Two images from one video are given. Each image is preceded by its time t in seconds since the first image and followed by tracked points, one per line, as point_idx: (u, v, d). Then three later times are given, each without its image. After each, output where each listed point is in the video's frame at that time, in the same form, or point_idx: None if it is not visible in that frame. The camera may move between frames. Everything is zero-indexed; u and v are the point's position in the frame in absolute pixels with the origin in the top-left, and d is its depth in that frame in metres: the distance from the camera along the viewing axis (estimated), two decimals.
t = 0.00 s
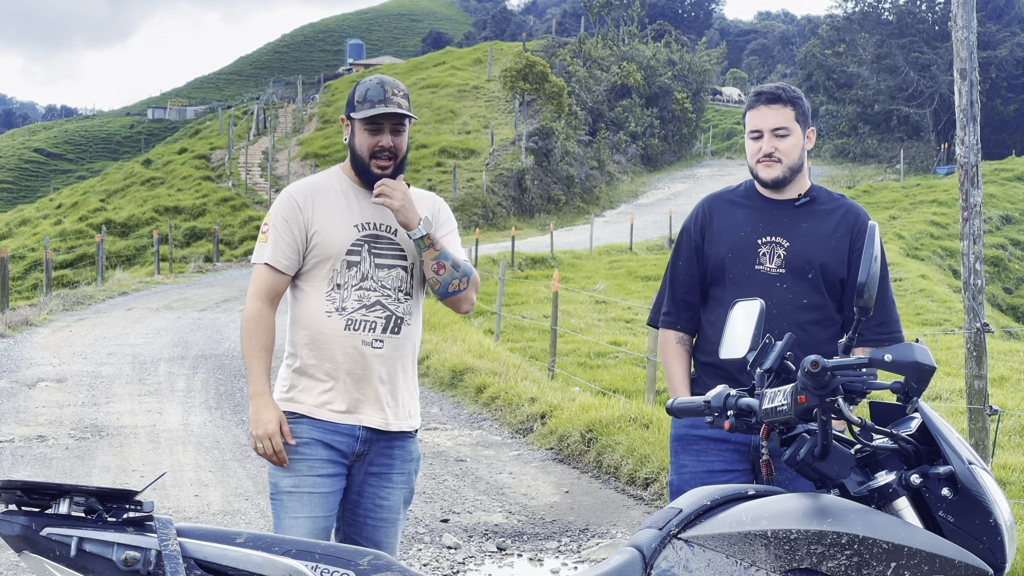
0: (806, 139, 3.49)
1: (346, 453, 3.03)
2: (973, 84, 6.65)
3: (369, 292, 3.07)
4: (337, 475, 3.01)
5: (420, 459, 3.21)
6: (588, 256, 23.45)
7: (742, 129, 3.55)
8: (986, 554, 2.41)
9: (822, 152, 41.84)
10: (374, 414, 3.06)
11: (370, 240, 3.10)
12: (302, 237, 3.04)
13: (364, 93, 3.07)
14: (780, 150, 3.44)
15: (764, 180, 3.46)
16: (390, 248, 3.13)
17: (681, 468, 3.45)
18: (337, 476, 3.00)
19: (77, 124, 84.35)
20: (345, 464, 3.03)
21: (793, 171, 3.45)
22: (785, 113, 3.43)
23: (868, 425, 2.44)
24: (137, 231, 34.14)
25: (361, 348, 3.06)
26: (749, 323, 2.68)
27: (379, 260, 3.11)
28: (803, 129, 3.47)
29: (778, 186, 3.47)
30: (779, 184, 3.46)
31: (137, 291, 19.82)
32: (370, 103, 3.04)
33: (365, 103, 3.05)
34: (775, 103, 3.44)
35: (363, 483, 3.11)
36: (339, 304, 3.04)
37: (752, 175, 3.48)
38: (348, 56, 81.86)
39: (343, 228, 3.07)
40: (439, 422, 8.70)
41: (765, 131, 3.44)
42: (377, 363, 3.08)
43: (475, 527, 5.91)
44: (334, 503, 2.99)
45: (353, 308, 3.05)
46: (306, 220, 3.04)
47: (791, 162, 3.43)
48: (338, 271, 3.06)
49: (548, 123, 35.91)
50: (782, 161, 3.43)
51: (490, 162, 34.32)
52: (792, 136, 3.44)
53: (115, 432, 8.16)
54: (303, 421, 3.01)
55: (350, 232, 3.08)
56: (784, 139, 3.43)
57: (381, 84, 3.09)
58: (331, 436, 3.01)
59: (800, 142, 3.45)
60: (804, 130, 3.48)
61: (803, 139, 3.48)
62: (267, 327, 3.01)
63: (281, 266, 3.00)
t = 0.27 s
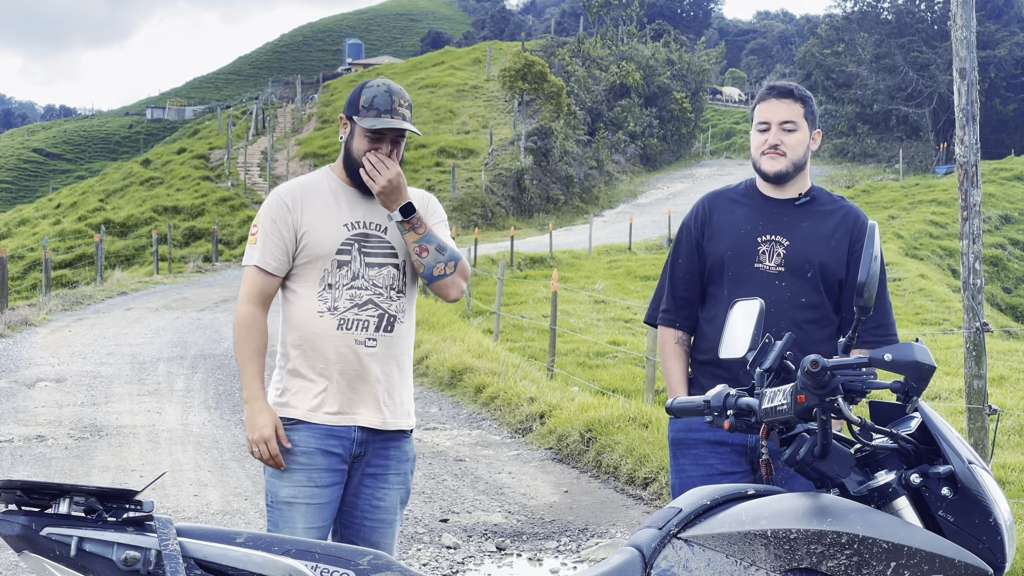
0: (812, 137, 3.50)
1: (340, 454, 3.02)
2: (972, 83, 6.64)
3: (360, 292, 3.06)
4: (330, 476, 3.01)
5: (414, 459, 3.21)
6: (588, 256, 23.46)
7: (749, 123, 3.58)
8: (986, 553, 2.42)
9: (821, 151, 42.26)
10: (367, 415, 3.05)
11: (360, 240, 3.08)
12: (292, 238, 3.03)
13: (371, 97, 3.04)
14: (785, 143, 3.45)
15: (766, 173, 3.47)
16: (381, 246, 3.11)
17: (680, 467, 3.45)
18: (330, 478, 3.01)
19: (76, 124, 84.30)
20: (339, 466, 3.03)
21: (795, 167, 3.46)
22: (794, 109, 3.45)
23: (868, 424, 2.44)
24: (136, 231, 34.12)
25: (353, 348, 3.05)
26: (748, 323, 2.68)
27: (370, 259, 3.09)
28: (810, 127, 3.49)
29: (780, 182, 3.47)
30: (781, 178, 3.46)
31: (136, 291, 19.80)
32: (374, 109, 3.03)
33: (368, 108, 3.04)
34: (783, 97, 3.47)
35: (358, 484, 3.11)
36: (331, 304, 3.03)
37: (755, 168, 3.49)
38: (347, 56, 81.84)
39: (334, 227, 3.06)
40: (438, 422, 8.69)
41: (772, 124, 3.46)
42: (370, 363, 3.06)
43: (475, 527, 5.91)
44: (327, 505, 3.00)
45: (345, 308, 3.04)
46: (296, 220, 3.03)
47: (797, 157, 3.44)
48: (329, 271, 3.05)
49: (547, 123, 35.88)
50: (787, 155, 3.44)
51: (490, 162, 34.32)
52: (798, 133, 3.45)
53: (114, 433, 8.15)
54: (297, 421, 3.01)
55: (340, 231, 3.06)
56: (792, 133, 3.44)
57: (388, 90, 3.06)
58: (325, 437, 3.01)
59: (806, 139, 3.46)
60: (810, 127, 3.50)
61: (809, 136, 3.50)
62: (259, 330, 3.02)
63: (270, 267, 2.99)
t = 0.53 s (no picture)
0: (798, 133, 3.51)
1: (324, 456, 3.00)
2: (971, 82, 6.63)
3: (343, 291, 3.02)
4: (315, 479, 2.99)
5: (401, 461, 3.18)
6: (587, 255, 23.46)
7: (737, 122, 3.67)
8: (986, 554, 2.42)
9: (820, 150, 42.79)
10: (350, 417, 3.02)
11: (342, 238, 3.04)
12: (274, 237, 2.99)
13: (351, 94, 3.04)
14: (762, 138, 3.51)
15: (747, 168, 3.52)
16: (364, 246, 3.08)
17: (677, 465, 3.45)
18: (314, 481, 2.98)
19: (75, 123, 84.25)
20: (325, 468, 3.01)
21: (777, 162, 3.48)
22: (775, 105, 3.51)
23: (867, 424, 2.44)
24: (136, 230, 34.11)
25: (336, 349, 3.01)
26: (747, 323, 2.68)
27: (352, 258, 3.06)
28: (794, 123, 3.51)
29: (764, 178, 3.51)
30: (762, 174, 3.50)
31: (135, 290, 19.78)
32: (353, 106, 3.03)
33: (349, 104, 3.03)
34: (769, 95, 3.55)
35: (343, 486, 3.07)
36: (313, 304, 3.00)
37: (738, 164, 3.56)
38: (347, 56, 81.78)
39: (316, 226, 3.02)
40: (438, 422, 8.69)
41: (753, 120, 3.55)
42: (353, 363, 3.03)
43: (474, 526, 5.92)
44: (309, 509, 2.97)
45: (327, 307, 3.00)
46: (279, 219, 2.99)
47: (774, 153, 3.47)
48: (311, 271, 3.01)
49: (547, 123, 35.83)
50: (763, 150, 3.48)
51: (489, 162, 34.32)
52: (777, 127, 3.50)
53: (114, 433, 8.15)
54: (281, 424, 2.98)
55: (322, 231, 3.02)
56: (769, 129, 3.50)
57: (367, 86, 3.06)
58: (309, 438, 2.98)
59: (787, 134, 3.49)
60: (796, 124, 3.52)
61: (795, 133, 3.51)
62: (243, 331, 2.96)
63: (255, 268, 2.95)
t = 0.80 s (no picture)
0: (792, 134, 3.51)
1: (303, 459, 2.99)
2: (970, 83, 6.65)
3: (318, 291, 3.02)
4: (296, 481, 2.98)
5: (384, 462, 3.16)
6: (586, 255, 23.46)
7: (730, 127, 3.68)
8: (984, 553, 2.42)
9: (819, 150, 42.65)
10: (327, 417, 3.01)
11: (316, 237, 3.04)
12: (246, 239, 2.98)
13: (312, 88, 3.01)
14: (755, 142, 3.52)
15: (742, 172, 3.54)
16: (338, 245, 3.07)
17: (674, 464, 3.44)
18: (295, 483, 2.97)
19: (74, 123, 84.23)
20: (305, 470, 3.00)
21: (771, 164, 3.48)
22: (767, 107, 3.52)
23: (866, 423, 2.44)
24: (135, 230, 34.11)
25: (311, 349, 3.01)
26: (746, 323, 2.68)
27: (326, 257, 3.05)
28: (787, 123, 3.51)
29: (759, 181, 3.52)
30: (759, 176, 3.51)
31: (135, 290, 19.77)
32: (314, 99, 2.98)
33: (311, 98, 2.99)
34: (762, 98, 3.56)
35: (324, 489, 3.05)
36: (289, 305, 3.00)
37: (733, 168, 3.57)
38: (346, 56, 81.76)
39: (288, 226, 3.02)
40: (437, 421, 8.69)
41: (746, 124, 3.57)
42: (328, 364, 3.02)
43: (473, 526, 5.92)
44: (290, 512, 2.96)
45: (303, 308, 3.00)
46: (250, 221, 2.98)
47: (765, 155, 3.49)
48: (286, 272, 3.01)
49: (546, 122, 35.81)
50: (756, 153, 3.50)
51: (488, 162, 34.33)
52: (769, 130, 3.51)
53: (113, 432, 8.14)
54: (260, 425, 2.97)
55: (294, 231, 3.02)
56: (760, 132, 3.51)
57: (328, 78, 3.02)
58: (288, 439, 2.97)
59: (780, 136, 3.49)
60: (790, 125, 3.51)
61: (787, 133, 3.52)
62: (217, 334, 2.96)
63: (227, 273, 2.96)
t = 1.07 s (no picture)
0: (794, 136, 3.51)
1: (282, 462, 2.99)
2: (970, 83, 6.67)
3: (290, 293, 3.01)
4: (277, 482, 2.98)
5: (373, 462, 3.14)
6: (586, 254, 23.47)
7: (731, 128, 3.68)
8: (984, 553, 2.42)
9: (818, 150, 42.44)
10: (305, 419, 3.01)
11: (285, 240, 3.03)
12: (215, 245, 2.99)
13: (268, 85, 3.01)
14: (757, 143, 3.52)
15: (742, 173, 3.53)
16: (309, 245, 3.06)
17: (675, 462, 3.44)
18: (277, 484, 2.98)
19: (73, 123, 84.23)
20: (286, 472, 3.00)
21: (771, 165, 3.49)
22: (770, 109, 3.52)
23: (865, 423, 2.44)
24: (135, 229, 34.11)
25: (284, 352, 3.00)
26: (746, 323, 2.68)
27: (299, 257, 3.04)
28: (788, 125, 3.52)
29: (759, 181, 3.51)
30: (759, 178, 3.51)
31: (135, 290, 19.77)
32: (271, 96, 2.98)
33: (267, 96, 2.99)
34: (764, 99, 3.56)
35: (309, 491, 3.04)
36: (261, 309, 2.99)
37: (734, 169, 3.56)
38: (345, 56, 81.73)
39: (258, 230, 3.02)
40: (436, 421, 8.69)
41: (748, 124, 3.56)
42: (301, 367, 3.01)
43: (472, 526, 5.91)
44: (273, 515, 2.97)
45: (275, 310, 3.00)
46: (218, 226, 2.99)
47: (767, 156, 3.49)
48: (258, 277, 3.01)
49: (546, 122, 35.79)
50: (759, 154, 3.49)
51: (488, 162, 34.34)
52: (771, 131, 3.51)
53: (113, 433, 8.14)
54: (237, 429, 2.96)
55: (264, 234, 3.02)
56: (762, 133, 3.51)
57: (283, 74, 3.02)
58: (266, 442, 2.97)
59: (782, 138, 3.49)
60: (792, 126, 3.52)
61: (788, 136, 3.52)
62: (184, 341, 2.98)
63: (194, 279, 2.97)
